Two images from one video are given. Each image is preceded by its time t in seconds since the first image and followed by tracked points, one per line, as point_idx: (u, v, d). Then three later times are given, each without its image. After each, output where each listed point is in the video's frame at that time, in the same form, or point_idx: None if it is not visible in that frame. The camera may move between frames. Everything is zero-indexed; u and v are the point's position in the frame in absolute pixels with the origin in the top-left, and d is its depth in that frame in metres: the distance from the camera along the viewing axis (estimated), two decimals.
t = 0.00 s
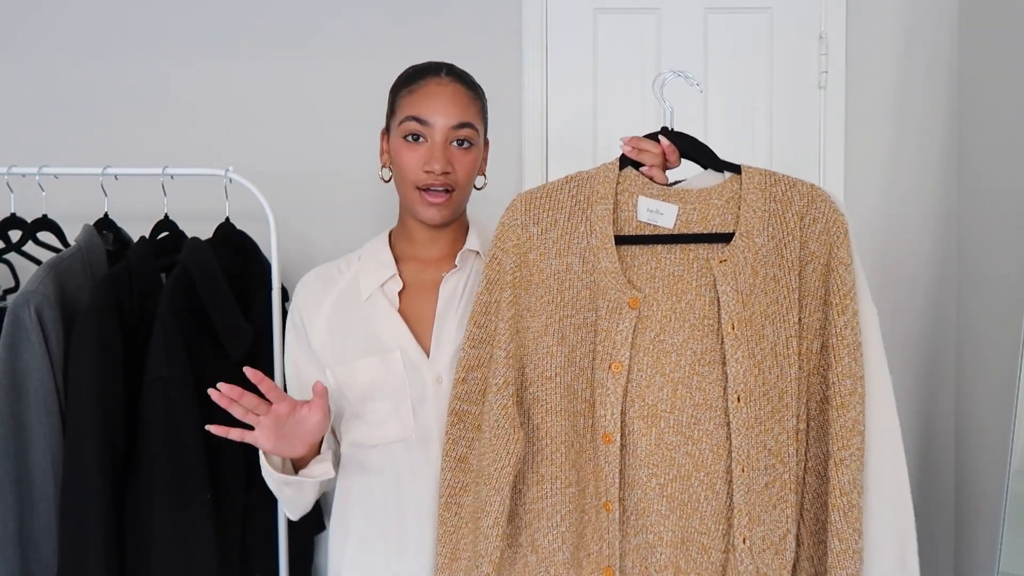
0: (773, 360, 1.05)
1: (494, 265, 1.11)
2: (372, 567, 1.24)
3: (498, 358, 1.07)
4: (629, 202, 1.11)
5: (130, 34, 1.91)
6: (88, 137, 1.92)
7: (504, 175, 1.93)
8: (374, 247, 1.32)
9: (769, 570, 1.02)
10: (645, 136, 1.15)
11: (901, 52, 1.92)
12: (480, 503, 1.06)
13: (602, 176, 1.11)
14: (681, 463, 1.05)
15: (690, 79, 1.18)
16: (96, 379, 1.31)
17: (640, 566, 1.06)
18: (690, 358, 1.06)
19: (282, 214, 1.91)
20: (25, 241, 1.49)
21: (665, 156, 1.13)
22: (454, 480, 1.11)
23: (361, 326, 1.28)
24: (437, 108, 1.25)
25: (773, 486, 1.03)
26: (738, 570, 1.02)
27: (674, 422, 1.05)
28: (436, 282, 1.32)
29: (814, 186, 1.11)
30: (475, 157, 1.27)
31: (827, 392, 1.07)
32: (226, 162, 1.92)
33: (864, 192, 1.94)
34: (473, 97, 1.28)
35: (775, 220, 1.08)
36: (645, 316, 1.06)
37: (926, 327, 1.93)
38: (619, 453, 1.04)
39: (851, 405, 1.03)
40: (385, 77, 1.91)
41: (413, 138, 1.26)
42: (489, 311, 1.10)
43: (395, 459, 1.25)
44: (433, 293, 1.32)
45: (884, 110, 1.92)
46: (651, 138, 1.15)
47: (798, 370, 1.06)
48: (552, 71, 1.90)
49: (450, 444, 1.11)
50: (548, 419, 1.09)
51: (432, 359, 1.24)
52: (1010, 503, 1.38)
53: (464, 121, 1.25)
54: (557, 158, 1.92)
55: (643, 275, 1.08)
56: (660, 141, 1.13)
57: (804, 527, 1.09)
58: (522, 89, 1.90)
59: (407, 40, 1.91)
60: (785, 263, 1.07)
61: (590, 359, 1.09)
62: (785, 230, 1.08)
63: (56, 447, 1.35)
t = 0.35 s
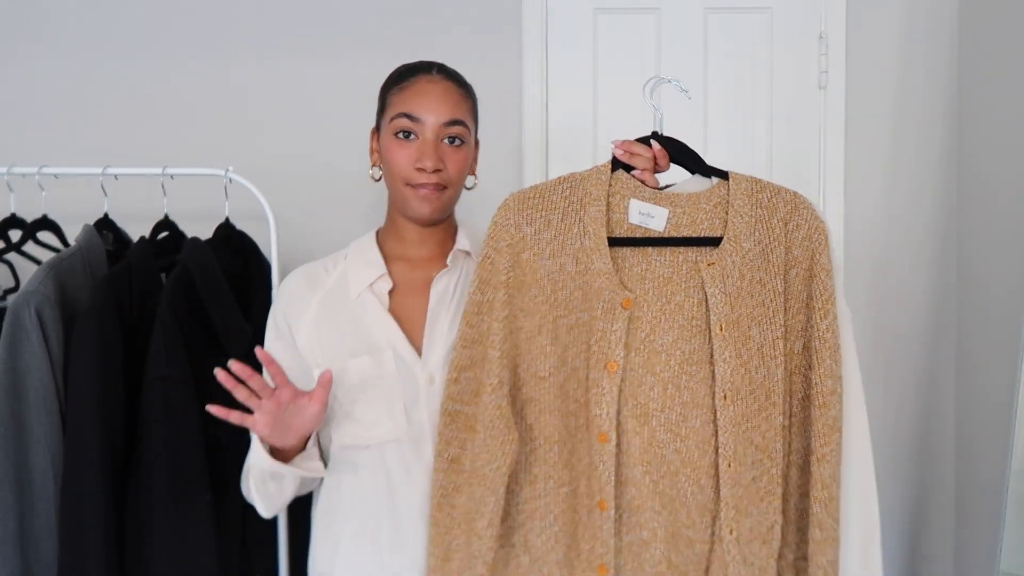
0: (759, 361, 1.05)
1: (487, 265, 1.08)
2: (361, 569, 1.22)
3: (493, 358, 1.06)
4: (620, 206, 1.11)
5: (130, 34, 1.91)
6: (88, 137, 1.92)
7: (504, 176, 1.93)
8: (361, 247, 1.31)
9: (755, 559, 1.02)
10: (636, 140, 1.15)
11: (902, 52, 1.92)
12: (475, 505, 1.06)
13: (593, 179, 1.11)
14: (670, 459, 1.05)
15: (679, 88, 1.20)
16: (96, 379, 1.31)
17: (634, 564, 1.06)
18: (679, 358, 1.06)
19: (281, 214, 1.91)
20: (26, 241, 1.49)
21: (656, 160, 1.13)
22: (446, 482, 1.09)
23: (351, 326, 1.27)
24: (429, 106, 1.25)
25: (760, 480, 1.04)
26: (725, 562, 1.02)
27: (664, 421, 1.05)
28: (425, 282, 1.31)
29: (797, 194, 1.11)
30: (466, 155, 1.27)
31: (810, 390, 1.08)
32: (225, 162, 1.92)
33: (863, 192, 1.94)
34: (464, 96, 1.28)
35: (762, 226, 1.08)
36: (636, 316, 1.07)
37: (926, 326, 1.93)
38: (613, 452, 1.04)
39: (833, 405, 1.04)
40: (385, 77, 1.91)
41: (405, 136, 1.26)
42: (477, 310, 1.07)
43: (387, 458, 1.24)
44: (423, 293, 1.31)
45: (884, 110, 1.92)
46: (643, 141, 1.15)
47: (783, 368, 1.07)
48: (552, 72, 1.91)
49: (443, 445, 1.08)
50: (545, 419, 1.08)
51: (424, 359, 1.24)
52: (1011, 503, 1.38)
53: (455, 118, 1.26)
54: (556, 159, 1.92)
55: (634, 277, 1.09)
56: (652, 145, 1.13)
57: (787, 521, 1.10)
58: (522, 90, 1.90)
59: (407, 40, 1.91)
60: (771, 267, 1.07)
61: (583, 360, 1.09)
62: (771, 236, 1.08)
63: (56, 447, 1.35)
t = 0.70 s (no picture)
0: (761, 362, 1.06)
1: (494, 267, 1.09)
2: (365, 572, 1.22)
3: (501, 361, 1.06)
4: (627, 209, 1.10)
5: (130, 34, 1.91)
6: (87, 137, 1.92)
7: (503, 176, 1.93)
8: (361, 250, 1.31)
9: (763, 555, 1.03)
10: (642, 145, 1.14)
11: (901, 52, 1.92)
12: (481, 508, 1.05)
13: (600, 183, 1.10)
14: (675, 461, 1.05)
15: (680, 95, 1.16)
16: (96, 379, 1.31)
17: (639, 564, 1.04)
18: (682, 360, 1.06)
19: (281, 214, 1.91)
20: (25, 241, 1.49)
21: (660, 165, 1.13)
22: (453, 484, 1.10)
23: (352, 330, 1.27)
24: (429, 112, 1.24)
25: (765, 479, 1.04)
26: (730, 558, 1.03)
27: (670, 424, 1.05)
28: (426, 287, 1.31)
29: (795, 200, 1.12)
30: (466, 160, 1.27)
31: (807, 391, 1.08)
32: (225, 162, 1.92)
33: (863, 190, 1.94)
34: (464, 101, 1.28)
35: (762, 232, 1.08)
36: (641, 319, 1.06)
37: (927, 326, 1.93)
38: (623, 455, 1.03)
39: (831, 406, 1.05)
40: (385, 77, 1.91)
41: (405, 142, 1.25)
42: (487, 314, 1.08)
43: (390, 462, 1.23)
44: (425, 297, 1.31)
45: (883, 109, 1.92)
46: (648, 146, 1.15)
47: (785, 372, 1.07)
48: (551, 71, 1.90)
49: (450, 449, 1.10)
50: (549, 422, 1.08)
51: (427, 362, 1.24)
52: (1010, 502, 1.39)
53: (455, 124, 1.25)
54: (556, 159, 1.92)
55: (639, 280, 1.08)
56: (657, 150, 1.13)
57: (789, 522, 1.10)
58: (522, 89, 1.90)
59: (407, 40, 1.91)
60: (772, 271, 1.08)
61: (589, 363, 1.09)
62: (772, 241, 1.08)
63: (56, 447, 1.35)
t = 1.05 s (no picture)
0: (769, 367, 1.06)
1: (503, 274, 1.08)
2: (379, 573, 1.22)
3: (512, 367, 1.06)
4: (635, 215, 1.10)
5: (130, 34, 1.91)
6: (87, 137, 1.91)
7: (504, 177, 1.93)
8: (369, 255, 1.31)
9: (772, 561, 1.03)
10: (650, 151, 1.14)
11: (902, 52, 1.92)
12: (495, 514, 1.05)
13: (609, 188, 1.10)
14: (683, 465, 1.05)
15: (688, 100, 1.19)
16: (96, 379, 1.30)
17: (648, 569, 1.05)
18: (690, 365, 1.06)
19: (281, 215, 1.91)
20: (25, 241, 1.48)
21: (669, 171, 1.13)
22: (465, 491, 1.10)
23: (361, 335, 1.26)
24: (438, 117, 1.24)
25: (774, 484, 1.04)
26: (739, 563, 1.03)
27: (679, 428, 1.05)
28: (434, 291, 1.31)
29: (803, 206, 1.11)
30: (475, 165, 1.27)
31: (818, 397, 1.08)
32: (225, 162, 1.91)
33: (863, 191, 1.94)
34: (471, 105, 1.27)
35: (770, 238, 1.08)
36: (650, 325, 1.06)
37: (926, 327, 1.93)
38: (634, 459, 1.03)
39: (842, 410, 1.04)
40: (385, 77, 1.90)
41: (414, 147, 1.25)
42: (497, 320, 1.08)
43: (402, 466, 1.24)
44: (434, 301, 1.31)
45: (884, 110, 1.93)
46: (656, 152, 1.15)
47: (794, 376, 1.07)
48: (552, 71, 1.90)
49: (460, 455, 1.09)
50: (560, 427, 1.08)
51: (437, 366, 1.23)
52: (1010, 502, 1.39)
53: (464, 129, 1.25)
54: (557, 159, 1.92)
55: (648, 285, 1.08)
56: (665, 157, 1.12)
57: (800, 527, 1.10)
58: (522, 89, 1.90)
59: (407, 41, 1.90)
60: (780, 277, 1.07)
61: (598, 368, 1.09)
62: (780, 247, 1.07)
63: (56, 447, 1.35)
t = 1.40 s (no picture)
0: (778, 366, 1.05)
1: (506, 274, 1.09)
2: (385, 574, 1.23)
3: (515, 368, 1.06)
4: (639, 215, 1.11)
5: (130, 35, 1.91)
6: (88, 137, 1.91)
7: (505, 176, 1.93)
8: (376, 256, 1.31)
9: (781, 565, 1.02)
10: (653, 150, 1.14)
11: (902, 52, 1.92)
12: (498, 516, 1.05)
13: (612, 188, 1.10)
14: (690, 466, 1.05)
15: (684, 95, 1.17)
16: (96, 379, 1.30)
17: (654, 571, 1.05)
18: (697, 365, 1.06)
19: (282, 215, 1.91)
20: (25, 241, 1.48)
21: (672, 170, 1.13)
22: (469, 492, 1.10)
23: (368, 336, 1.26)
24: (440, 118, 1.24)
25: (783, 487, 1.04)
26: (748, 567, 1.03)
27: (684, 428, 1.05)
28: (439, 292, 1.31)
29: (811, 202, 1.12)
30: (478, 165, 1.27)
31: (827, 397, 1.08)
32: (226, 162, 1.92)
33: (864, 191, 1.94)
34: (473, 105, 1.27)
35: (778, 235, 1.08)
36: (656, 324, 1.06)
37: (928, 327, 1.93)
38: (638, 461, 1.03)
39: (853, 410, 1.04)
40: (385, 78, 1.90)
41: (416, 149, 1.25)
42: (498, 321, 1.08)
43: (408, 465, 1.24)
44: (440, 301, 1.31)
45: (885, 109, 1.92)
46: (660, 151, 1.14)
47: (803, 376, 1.07)
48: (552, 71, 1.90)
49: (464, 456, 1.10)
50: (562, 429, 1.08)
51: (443, 366, 1.23)
52: (1011, 502, 1.38)
53: (466, 129, 1.25)
54: (558, 159, 1.92)
55: (653, 285, 1.08)
56: (669, 155, 1.12)
57: (810, 530, 1.09)
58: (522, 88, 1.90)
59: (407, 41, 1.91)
60: (788, 275, 1.07)
61: (603, 367, 1.09)
62: (789, 243, 1.08)
63: (56, 447, 1.35)
